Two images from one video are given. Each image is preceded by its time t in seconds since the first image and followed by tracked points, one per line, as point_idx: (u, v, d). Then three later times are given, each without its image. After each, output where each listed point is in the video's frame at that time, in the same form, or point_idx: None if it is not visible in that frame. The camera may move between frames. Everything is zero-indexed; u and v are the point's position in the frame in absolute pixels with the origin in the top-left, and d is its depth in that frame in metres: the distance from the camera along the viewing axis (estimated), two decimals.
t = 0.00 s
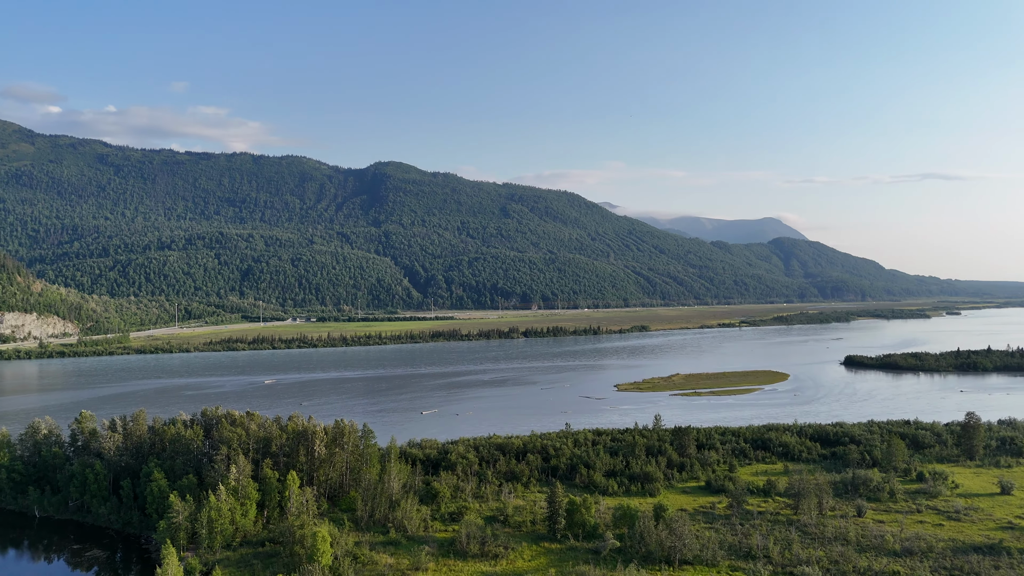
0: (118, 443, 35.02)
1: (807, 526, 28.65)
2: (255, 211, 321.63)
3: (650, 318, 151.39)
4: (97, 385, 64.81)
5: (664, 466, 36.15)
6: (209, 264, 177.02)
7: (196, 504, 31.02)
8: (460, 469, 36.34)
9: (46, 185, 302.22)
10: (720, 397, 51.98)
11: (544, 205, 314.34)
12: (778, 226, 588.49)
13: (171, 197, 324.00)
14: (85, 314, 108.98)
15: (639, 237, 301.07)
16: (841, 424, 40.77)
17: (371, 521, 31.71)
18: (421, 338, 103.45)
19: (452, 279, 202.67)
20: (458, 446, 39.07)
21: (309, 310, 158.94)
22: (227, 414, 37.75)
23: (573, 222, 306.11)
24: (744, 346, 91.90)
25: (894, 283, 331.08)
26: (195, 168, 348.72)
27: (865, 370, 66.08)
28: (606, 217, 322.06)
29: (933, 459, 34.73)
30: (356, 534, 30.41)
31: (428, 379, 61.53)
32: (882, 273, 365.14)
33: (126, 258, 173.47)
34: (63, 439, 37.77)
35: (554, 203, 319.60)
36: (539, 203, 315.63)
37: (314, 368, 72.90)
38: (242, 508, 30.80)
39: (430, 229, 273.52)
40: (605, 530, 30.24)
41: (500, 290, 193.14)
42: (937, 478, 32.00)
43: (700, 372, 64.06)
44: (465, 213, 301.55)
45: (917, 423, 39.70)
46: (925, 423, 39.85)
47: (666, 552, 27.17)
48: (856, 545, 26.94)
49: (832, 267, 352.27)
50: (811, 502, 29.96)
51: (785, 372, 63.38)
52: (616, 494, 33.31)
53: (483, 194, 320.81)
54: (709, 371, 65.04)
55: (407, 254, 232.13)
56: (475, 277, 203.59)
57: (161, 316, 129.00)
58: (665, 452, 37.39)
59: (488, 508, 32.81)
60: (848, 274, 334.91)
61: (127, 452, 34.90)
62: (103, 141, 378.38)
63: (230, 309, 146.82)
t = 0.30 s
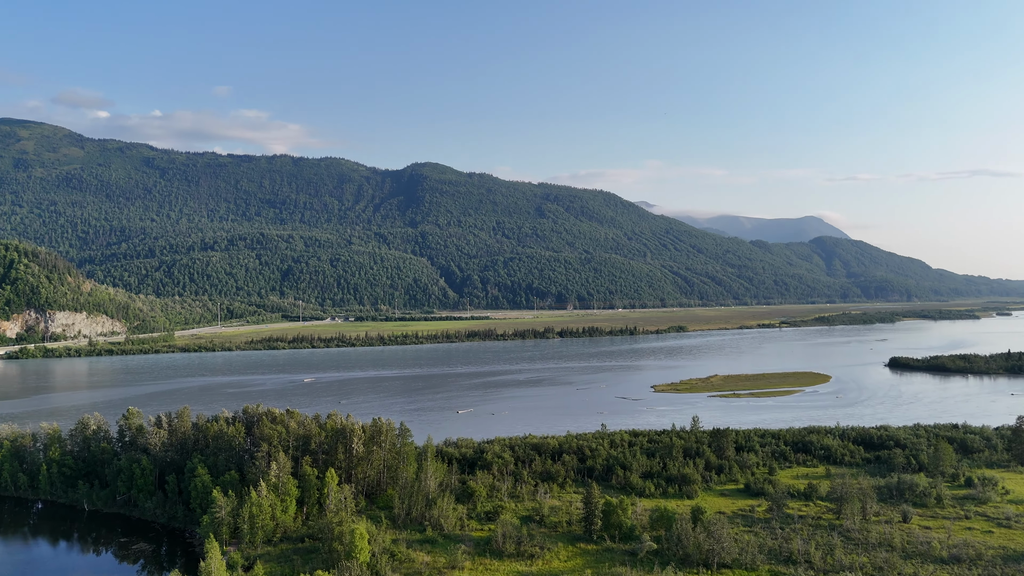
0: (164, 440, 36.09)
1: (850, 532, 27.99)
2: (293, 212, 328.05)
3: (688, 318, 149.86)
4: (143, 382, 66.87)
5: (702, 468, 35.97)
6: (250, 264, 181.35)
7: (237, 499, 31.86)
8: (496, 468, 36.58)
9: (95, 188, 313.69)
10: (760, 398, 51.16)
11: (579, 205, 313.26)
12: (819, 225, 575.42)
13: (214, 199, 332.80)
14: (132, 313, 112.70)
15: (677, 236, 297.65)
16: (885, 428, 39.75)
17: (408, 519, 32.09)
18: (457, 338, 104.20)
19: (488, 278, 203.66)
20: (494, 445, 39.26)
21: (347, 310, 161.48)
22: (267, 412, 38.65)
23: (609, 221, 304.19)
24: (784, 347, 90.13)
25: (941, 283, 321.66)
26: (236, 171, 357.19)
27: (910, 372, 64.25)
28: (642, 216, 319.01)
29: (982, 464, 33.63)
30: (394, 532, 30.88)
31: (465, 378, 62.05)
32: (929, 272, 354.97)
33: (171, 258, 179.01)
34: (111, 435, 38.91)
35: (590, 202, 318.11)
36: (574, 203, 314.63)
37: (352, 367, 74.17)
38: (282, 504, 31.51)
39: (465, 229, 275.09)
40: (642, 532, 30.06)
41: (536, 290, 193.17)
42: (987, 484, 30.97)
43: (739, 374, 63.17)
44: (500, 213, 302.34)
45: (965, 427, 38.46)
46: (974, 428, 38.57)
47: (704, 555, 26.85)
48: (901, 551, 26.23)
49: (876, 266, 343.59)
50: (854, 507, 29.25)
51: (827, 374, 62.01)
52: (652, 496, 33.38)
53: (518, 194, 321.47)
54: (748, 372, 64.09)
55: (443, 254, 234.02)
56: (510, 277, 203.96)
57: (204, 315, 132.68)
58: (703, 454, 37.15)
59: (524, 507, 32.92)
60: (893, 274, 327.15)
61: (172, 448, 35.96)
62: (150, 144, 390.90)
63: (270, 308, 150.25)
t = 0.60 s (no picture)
0: (206, 436, 37.25)
1: (896, 538, 27.27)
2: (331, 213, 334.04)
3: (726, 318, 147.66)
4: (188, 380, 69.14)
5: (741, 471, 35.57)
6: (290, 264, 185.38)
7: (278, 495, 32.70)
8: (531, 468, 36.78)
9: (143, 191, 324.79)
10: (801, 400, 50.05)
11: (615, 204, 311.07)
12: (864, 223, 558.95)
13: (255, 201, 341.15)
14: (176, 312, 116.33)
15: (715, 236, 293.01)
16: (931, 432, 38.60)
17: (445, 518, 32.47)
18: (492, 338, 104.75)
19: (523, 278, 203.91)
20: (529, 445, 39.48)
21: (384, 309, 163.78)
22: (307, 410, 39.62)
23: (645, 221, 301.25)
24: (826, 348, 88.03)
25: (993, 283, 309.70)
26: (277, 173, 365.40)
27: (959, 375, 62.11)
28: (679, 215, 314.98)
29: None
30: (431, 530, 31.33)
31: (502, 377, 62.43)
32: (980, 271, 342.10)
33: (215, 259, 184.30)
34: (155, 431, 40.20)
35: (626, 201, 315.61)
36: (610, 203, 312.61)
37: (389, 365, 75.37)
38: (321, 501, 32.25)
39: (500, 229, 275.92)
40: (679, 534, 29.89)
41: (571, 290, 192.65)
42: None
43: (779, 375, 61.96)
44: (535, 213, 302.25)
45: (1018, 432, 37.06)
46: None
47: (743, 559, 26.48)
48: (949, 559, 25.45)
49: (924, 265, 332.71)
50: (899, 512, 28.50)
51: (870, 376, 60.38)
52: (690, 498, 33.21)
53: (553, 194, 321.00)
54: (788, 373, 62.83)
55: (478, 254, 235.29)
56: (546, 277, 203.84)
57: (245, 314, 136.19)
58: (742, 456, 36.70)
59: (560, 508, 33.05)
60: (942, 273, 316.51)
61: (215, 445, 37.14)
62: (194, 148, 402.74)
63: (309, 308, 153.43)
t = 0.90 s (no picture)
0: (248, 433, 38.38)
1: (942, 544, 26.58)
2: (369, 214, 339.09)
3: (767, 318, 144.89)
4: (230, 378, 71.37)
5: (781, 473, 35.05)
6: (329, 265, 188.98)
7: (318, 492, 33.49)
8: (567, 469, 36.89)
9: (188, 193, 335.08)
10: (844, 403, 48.92)
11: (651, 203, 307.96)
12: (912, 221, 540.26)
13: (295, 202, 348.56)
14: (219, 311, 119.78)
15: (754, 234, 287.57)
16: (981, 436, 37.37)
17: (480, 517, 32.85)
18: (527, 337, 105.01)
19: (558, 278, 203.60)
20: (565, 446, 39.62)
21: (421, 309, 165.63)
22: (345, 408, 40.53)
23: (683, 220, 297.43)
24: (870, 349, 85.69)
25: None
26: (315, 175, 372.45)
27: (1011, 377, 59.83)
28: (718, 214, 310.05)
29: None
30: (467, 529, 31.73)
31: (537, 377, 62.74)
32: None
33: (257, 259, 189.15)
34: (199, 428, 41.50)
35: (663, 200, 312.10)
36: (647, 201, 309.62)
37: (425, 364, 76.55)
38: (359, 498, 32.96)
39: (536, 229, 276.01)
40: (717, 537, 29.68)
41: (608, 290, 191.63)
42: None
43: (821, 376, 60.67)
44: (570, 213, 301.40)
45: None
46: None
47: (783, 564, 26.07)
48: (999, 567, 24.70)
49: (974, 264, 320.51)
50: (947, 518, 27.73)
51: (916, 378, 58.66)
52: (729, 501, 32.97)
53: (589, 194, 319.59)
54: (831, 375, 61.44)
55: (514, 254, 235.88)
56: (581, 276, 203.19)
57: (285, 314, 139.47)
58: (782, 459, 36.19)
59: (596, 509, 33.11)
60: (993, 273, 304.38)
61: (256, 442, 38.26)
62: (236, 151, 413.32)
63: (347, 308, 156.24)
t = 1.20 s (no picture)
0: (288, 430, 39.39)
1: (992, 552, 25.81)
2: (405, 214, 343.03)
3: (809, 319, 141.74)
4: (270, 376, 73.25)
5: (822, 477, 34.46)
6: (366, 265, 192.17)
7: (356, 489, 34.26)
8: (602, 470, 36.93)
9: (231, 195, 344.51)
10: (888, 406, 47.69)
11: (689, 202, 304.00)
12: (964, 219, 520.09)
13: (334, 203, 354.93)
14: (261, 311, 122.94)
15: (795, 233, 281.26)
16: None
17: (516, 516, 33.14)
18: (563, 338, 105.02)
19: (594, 277, 202.70)
20: (601, 446, 39.64)
21: (457, 309, 167.01)
22: (383, 407, 41.34)
23: (721, 219, 292.68)
24: (918, 351, 83.08)
25: None
26: (353, 177, 378.53)
27: None
28: (757, 212, 304.13)
29: None
30: (502, 528, 32.09)
31: (573, 377, 62.85)
32: None
33: (297, 260, 193.51)
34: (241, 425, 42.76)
35: (701, 198, 307.71)
36: (684, 200, 305.75)
37: (461, 364, 77.44)
38: (396, 496, 33.62)
39: (572, 229, 275.16)
40: (757, 541, 29.37)
41: (644, 289, 190.01)
42: None
43: (864, 378, 59.23)
44: (607, 212, 299.75)
45: None
46: None
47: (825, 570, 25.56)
48: None
49: None
50: (997, 525, 26.90)
51: (965, 380, 56.74)
52: (768, 504, 32.62)
53: (626, 193, 317.10)
54: (875, 377, 59.92)
55: (549, 254, 235.83)
56: (617, 276, 201.92)
57: (324, 313, 142.38)
58: (824, 462, 35.57)
59: (633, 510, 33.11)
60: None
61: (295, 439, 39.38)
62: (277, 154, 422.77)
63: (385, 307, 158.51)
